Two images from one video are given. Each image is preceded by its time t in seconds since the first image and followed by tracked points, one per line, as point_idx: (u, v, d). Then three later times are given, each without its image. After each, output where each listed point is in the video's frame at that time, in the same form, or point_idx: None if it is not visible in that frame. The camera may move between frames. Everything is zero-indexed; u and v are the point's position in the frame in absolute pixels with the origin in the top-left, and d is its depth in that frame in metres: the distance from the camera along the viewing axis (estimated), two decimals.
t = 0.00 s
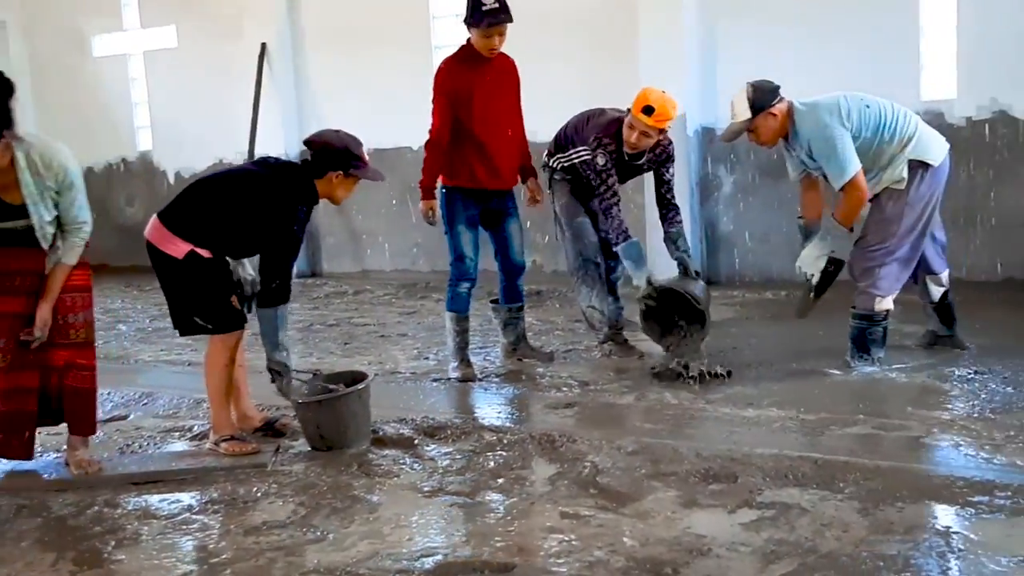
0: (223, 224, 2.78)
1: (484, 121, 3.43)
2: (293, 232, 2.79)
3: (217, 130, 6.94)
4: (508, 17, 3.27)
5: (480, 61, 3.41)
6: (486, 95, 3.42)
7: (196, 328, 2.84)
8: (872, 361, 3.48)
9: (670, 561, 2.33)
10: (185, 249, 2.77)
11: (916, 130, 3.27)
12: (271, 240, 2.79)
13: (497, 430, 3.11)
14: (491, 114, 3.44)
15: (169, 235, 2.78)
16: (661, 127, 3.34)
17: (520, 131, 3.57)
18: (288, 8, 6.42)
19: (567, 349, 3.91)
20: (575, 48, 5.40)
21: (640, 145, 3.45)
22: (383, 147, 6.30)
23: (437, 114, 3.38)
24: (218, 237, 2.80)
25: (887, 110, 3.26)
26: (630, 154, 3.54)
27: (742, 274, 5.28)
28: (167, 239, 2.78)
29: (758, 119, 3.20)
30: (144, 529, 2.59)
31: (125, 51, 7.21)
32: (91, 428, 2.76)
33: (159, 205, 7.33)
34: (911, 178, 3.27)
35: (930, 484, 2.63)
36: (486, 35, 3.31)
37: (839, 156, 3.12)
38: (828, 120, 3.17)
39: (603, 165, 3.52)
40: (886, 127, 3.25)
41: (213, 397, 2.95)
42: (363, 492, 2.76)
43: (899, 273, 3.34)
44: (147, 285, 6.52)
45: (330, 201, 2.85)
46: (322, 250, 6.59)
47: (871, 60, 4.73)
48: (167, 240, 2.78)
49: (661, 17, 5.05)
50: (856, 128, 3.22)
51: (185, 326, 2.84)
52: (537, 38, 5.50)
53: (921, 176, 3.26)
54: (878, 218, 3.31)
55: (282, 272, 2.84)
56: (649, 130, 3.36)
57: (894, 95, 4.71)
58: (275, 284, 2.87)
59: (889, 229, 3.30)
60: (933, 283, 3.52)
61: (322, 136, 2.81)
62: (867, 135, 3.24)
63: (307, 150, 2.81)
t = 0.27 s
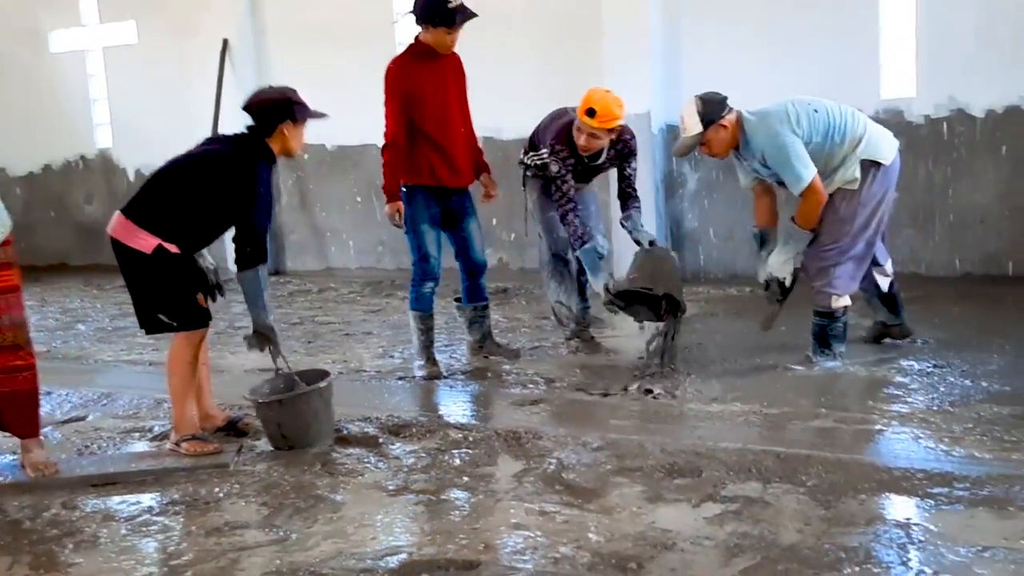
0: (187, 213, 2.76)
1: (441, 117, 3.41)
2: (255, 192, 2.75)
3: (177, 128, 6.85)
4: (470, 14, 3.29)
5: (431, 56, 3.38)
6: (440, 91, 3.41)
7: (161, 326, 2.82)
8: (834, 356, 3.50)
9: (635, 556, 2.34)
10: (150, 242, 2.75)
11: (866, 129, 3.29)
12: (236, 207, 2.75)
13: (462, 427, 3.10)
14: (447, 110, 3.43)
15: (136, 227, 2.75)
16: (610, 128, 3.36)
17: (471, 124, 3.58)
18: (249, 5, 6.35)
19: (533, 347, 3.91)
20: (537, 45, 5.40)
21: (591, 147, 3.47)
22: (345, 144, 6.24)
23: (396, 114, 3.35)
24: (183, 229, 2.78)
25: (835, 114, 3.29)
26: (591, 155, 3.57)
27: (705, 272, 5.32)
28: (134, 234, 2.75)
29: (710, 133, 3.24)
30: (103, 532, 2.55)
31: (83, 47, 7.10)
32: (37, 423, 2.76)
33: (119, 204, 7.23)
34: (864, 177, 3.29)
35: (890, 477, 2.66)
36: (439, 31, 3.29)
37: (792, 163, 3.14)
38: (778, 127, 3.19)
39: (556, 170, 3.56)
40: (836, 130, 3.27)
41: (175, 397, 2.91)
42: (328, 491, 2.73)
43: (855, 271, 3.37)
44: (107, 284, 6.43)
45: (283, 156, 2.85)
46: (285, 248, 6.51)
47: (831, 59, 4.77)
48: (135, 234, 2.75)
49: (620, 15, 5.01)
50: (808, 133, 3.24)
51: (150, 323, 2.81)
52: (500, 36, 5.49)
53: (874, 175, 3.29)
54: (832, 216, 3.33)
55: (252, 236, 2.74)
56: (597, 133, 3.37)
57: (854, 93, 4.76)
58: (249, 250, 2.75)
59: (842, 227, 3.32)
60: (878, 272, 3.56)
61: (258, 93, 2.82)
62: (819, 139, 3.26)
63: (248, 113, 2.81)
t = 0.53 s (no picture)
0: (138, 199, 2.75)
1: (398, 115, 3.42)
2: (210, 161, 2.77)
3: (131, 125, 6.74)
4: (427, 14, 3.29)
5: (384, 54, 3.37)
6: (395, 89, 3.40)
7: (121, 327, 2.77)
8: (789, 352, 3.54)
9: (592, 552, 2.35)
10: (116, 236, 2.72)
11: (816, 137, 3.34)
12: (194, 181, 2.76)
13: (420, 425, 3.09)
14: (403, 108, 3.43)
15: (95, 219, 2.72)
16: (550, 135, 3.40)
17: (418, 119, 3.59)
18: None
19: (492, 345, 3.91)
20: (495, 43, 5.40)
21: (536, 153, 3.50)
22: (302, 142, 6.16)
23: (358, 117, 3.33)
24: (141, 221, 2.78)
25: (784, 125, 3.33)
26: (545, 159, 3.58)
27: (663, 269, 5.35)
28: (99, 229, 2.72)
29: (665, 156, 3.22)
30: (54, 534, 2.51)
31: (35, 42, 6.99)
32: None
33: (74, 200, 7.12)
34: (816, 180, 3.33)
35: (843, 470, 2.70)
36: (393, 29, 3.28)
37: (751, 178, 3.17)
38: (733, 145, 3.21)
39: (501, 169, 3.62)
40: (787, 141, 3.31)
41: (128, 397, 2.88)
42: (284, 491, 2.71)
43: (805, 269, 3.40)
44: (61, 284, 6.32)
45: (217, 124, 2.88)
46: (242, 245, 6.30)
47: (786, 59, 4.82)
48: (102, 230, 2.72)
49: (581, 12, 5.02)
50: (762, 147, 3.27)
51: (107, 325, 2.76)
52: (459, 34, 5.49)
53: (825, 177, 3.33)
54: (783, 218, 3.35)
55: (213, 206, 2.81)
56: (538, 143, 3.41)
57: (809, 93, 4.82)
58: (221, 222, 2.84)
59: (793, 228, 3.35)
60: (835, 272, 3.61)
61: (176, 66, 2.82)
62: (772, 151, 3.29)
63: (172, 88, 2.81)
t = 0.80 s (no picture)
0: (104, 170, 2.70)
1: (368, 114, 3.40)
2: (166, 129, 2.73)
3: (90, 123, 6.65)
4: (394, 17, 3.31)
5: (350, 52, 3.34)
6: (363, 87, 3.38)
7: (87, 327, 2.74)
8: (751, 352, 3.55)
9: (555, 553, 2.35)
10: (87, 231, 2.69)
11: (777, 147, 3.37)
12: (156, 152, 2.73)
13: (383, 427, 3.07)
14: (371, 107, 3.41)
15: (61, 214, 2.68)
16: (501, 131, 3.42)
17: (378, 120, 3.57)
18: None
19: (456, 345, 3.90)
20: (459, 43, 5.39)
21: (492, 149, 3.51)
22: (265, 141, 6.00)
23: (331, 115, 3.29)
24: (108, 214, 2.75)
25: (742, 139, 3.36)
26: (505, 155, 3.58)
27: (628, 269, 5.35)
28: (69, 224, 2.68)
29: (628, 187, 3.23)
30: (9, 539, 2.46)
31: None
32: None
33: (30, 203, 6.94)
34: (779, 184, 3.36)
35: (803, 469, 2.72)
36: (360, 29, 3.28)
37: (715, 195, 3.18)
38: (695, 164, 3.22)
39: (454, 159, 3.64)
40: (748, 154, 3.34)
41: (86, 399, 2.83)
42: (245, 494, 2.69)
43: (766, 271, 3.42)
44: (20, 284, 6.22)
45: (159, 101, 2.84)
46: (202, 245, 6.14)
47: (749, 60, 4.85)
48: (72, 226, 2.68)
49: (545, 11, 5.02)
50: (723, 162, 3.29)
51: (72, 325, 2.72)
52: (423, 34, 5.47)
53: (788, 180, 3.36)
54: (746, 220, 3.38)
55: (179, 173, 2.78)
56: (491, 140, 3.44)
57: (770, 93, 4.85)
58: (199, 183, 2.81)
59: (754, 230, 3.37)
60: (800, 273, 3.64)
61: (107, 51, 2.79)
62: (735, 165, 3.31)
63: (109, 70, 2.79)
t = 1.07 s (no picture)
0: (68, 164, 2.67)
1: (344, 114, 3.39)
2: (125, 117, 2.70)
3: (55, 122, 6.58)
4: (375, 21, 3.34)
5: (329, 52, 3.33)
6: (340, 87, 3.37)
7: (54, 328, 2.71)
8: (718, 351, 3.59)
9: (522, 553, 2.35)
10: (54, 229, 2.66)
11: (736, 151, 3.38)
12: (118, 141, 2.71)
13: (351, 428, 3.06)
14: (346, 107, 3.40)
15: (26, 214, 2.64)
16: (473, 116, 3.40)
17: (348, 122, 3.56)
18: None
19: (425, 345, 3.90)
20: (427, 41, 5.38)
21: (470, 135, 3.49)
22: (231, 141, 5.93)
23: (309, 113, 3.27)
24: (74, 211, 2.72)
25: (699, 146, 3.37)
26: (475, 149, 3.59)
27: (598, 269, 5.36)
28: (36, 224, 2.65)
29: (595, 206, 3.14)
30: None
31: None
32: None
33: None
34: (742, 184, 3.38)
35: (769, 467, 2.74)
36: (342, 29, 3.30)
37: (682, 201, 3.16)
38: (659, 172, 3.19)
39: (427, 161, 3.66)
40: (708, 159, 3.34)
41: (49, 399, 2.80)
42: (210, 496, 2.67)
43: (729, 271, 3.46)
44: None
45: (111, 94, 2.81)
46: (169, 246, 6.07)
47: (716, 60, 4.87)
48: (40, 224, 2.65)
49: (512, 11, 5.02)
50: (685, 169, 3.27)
51: (38, 326, 2.69)
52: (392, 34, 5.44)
53: (751, 180, 3.38)
54: (710, 220, 3.40)
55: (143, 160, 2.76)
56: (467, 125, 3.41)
57: (737, 93, 4.88)
58: (171, 167, 2.80)
59: (717, 229, 3.40)
60: (771, 274, 3.67)
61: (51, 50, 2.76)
62: (697, 171, 3.31)
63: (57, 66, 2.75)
